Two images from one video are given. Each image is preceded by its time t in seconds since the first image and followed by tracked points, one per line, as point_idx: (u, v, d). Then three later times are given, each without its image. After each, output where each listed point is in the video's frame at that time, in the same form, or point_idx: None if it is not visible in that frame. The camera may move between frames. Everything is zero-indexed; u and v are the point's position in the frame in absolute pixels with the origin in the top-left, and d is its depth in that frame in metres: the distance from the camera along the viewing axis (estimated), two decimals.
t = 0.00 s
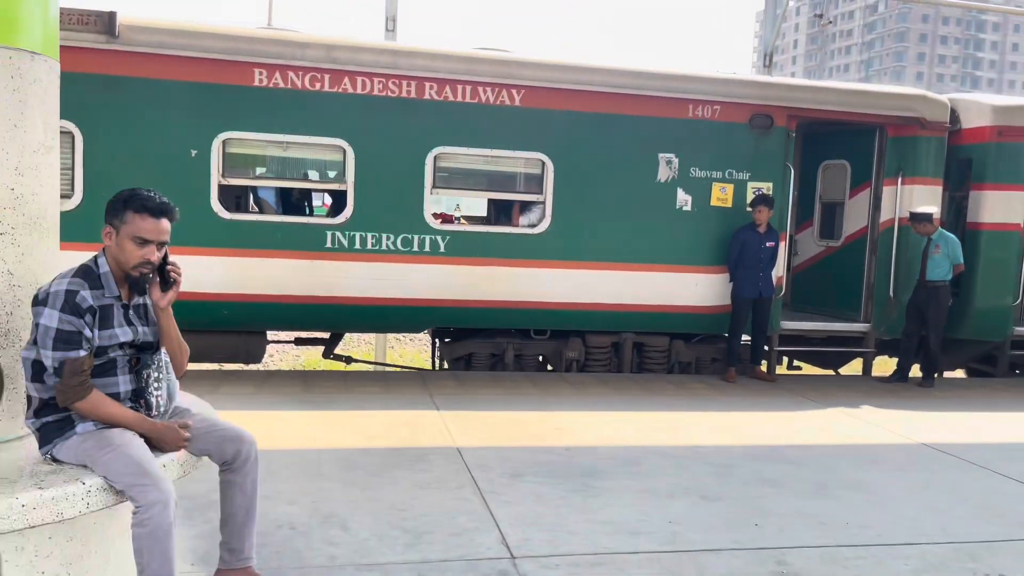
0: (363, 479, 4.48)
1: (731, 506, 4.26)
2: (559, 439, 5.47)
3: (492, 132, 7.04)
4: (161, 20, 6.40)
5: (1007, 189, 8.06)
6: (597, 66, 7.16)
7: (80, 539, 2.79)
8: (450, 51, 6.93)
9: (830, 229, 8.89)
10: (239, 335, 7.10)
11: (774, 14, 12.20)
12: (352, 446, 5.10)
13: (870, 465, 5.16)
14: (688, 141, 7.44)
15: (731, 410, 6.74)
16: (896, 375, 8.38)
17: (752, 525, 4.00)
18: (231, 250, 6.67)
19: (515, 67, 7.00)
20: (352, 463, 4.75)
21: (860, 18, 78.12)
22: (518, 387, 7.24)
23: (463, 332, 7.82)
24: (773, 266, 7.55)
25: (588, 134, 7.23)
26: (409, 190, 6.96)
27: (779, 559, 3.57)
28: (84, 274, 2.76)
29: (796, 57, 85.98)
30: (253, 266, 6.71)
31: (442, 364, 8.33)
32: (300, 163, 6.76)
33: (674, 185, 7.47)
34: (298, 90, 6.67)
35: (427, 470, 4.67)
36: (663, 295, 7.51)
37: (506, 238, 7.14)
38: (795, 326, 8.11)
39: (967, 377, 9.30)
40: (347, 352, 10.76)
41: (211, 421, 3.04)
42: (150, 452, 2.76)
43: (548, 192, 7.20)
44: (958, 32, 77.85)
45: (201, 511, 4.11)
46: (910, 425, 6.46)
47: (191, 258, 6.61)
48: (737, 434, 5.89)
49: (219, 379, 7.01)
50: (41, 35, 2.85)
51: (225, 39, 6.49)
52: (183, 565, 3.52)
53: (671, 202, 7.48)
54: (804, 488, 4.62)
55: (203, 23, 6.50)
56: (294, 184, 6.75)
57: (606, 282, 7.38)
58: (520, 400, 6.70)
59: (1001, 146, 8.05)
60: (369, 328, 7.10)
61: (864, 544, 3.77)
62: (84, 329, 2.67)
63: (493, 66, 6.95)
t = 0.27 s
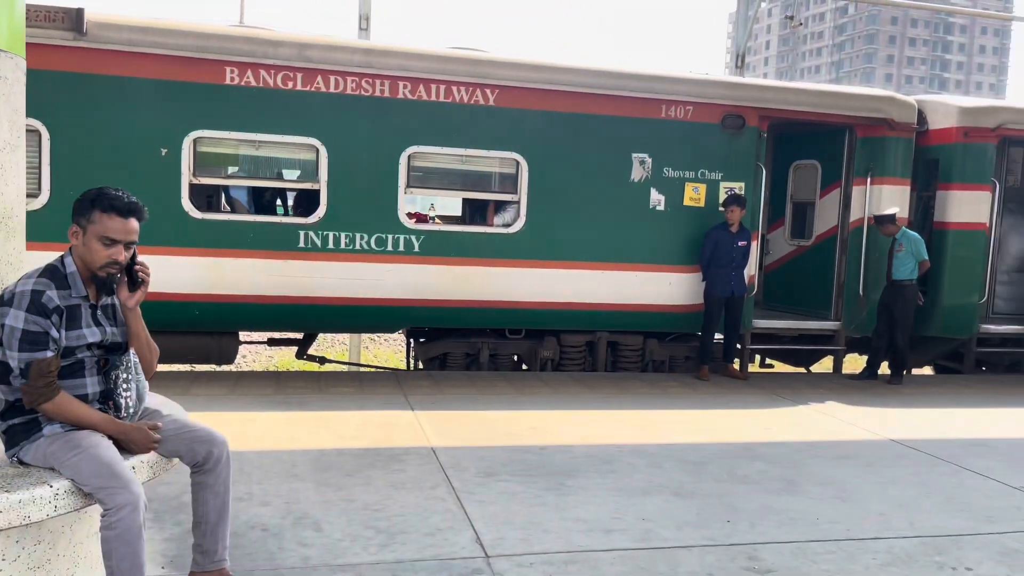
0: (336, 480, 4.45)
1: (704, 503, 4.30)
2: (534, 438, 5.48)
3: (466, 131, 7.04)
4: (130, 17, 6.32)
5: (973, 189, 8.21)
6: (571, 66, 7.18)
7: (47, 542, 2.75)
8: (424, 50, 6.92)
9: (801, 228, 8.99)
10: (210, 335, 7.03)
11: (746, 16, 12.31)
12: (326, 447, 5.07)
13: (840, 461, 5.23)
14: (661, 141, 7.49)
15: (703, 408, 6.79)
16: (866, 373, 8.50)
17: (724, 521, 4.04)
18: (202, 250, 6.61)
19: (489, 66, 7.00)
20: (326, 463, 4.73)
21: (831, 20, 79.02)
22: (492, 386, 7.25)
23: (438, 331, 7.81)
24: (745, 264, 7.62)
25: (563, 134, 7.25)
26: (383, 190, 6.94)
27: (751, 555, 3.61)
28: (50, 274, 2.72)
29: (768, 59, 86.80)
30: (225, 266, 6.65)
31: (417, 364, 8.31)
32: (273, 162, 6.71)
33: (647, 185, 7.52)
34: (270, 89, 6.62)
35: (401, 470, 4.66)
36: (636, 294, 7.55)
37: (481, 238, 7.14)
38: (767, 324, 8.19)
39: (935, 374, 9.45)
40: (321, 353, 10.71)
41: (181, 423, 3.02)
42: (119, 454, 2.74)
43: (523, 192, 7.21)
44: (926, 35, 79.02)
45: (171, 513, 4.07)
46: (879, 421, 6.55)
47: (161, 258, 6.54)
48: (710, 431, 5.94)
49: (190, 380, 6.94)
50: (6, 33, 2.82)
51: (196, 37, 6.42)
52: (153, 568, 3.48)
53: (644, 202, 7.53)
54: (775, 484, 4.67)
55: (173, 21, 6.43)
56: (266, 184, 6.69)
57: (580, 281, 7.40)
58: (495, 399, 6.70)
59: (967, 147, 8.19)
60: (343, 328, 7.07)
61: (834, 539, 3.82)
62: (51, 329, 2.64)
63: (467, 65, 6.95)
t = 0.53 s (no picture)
0: (308, 481, 4.43)
1: (675, 500, 4.33)
2: (507, 437, 5.49)
3: (439, 130, 7.03)
4: (97, 13, 6.24)
5: (938, 189, 8.34)
6: (543, 65, 7.19)
7: (13, 545, 2.72)
8: (397, 48, 6.89)
9: (771, 227, 9.09)
10: (181, 336, 6.95)
11: (717, 17, 12.40)
12: (298, 447, 5.04)
13: (809, 457, 5.29)
14: (634, 141, 7.53)
15: (675, 405, 6.84)
16: (835, 370, 8.61)
17: (695, 518, 4.07)
18: (172, 249, 6.54)
19: (462, 65, 6.99)
20: (298, 464, 4.70)
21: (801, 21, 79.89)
22: (465, 385, 7.25)
23: (411, 331, 7.79)
24: (716, 263, 7.69)
25: (535, 133, 7.26)
26: (355, 188, 6.91)
27: (722, 550, 3.64)
28: (13, 274, 2.69)
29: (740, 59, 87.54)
30: (195, 265, 6.59)
31: (390, 363, 8.29)
32: (244, 161, 6.65)
33: (620, 184, 7.56)
34: (241, 86, 6.56)
35: (374, 470, 4.65)
36: (609, 293, 7.59)
37: (454, 237, 7.14)
38: (738, 323, 8.27)
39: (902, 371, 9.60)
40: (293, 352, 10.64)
41: (149, 424, 3.00)
42: (85, 456, 2.71)
43: (496, 191, 7.21)
44: (894, 37, 80.14)
45: (140, 515, 4.02)
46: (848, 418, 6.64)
47: (130, 257, 6.47)
48: (682, 429, 5.99)
49: (160, 381, 6.87)
50: None
51: (164, 33, 6.35)
52: (122, 571, 3.44)
53: (617, 201, 7.57)
54: (746, 481, 4.71)
55: (142, 17, 6.35)
56: (237, 182, 6.64)
57: (553, 280, 7.43)
58: (468, 398, 6.71)
59: (933, 147, 8.33)
60: (316, 328, 7.03)
61: (803, 534, 3.87)
62: (15, 330, 2.61)
63: (440, 64, 6.94)
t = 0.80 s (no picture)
0: (278, 481, 4.40)
1: (646, 496, 4.36)
2: (480, 436, 5.49)
3: (411, 128, 7.00)
4: (62, 8, 6.13)
5: (905, 188, 8.47)
6: (516, 63, 7.19)
7: None
8: (368, 46, 6.86)
9: (742, 226, 9.18)
10: (149, 335, 6.87)
11: (688, 17, 12.48)
12: (268, 447, 5.00)
13: (779, 453, 5.35)
14: (606, 140, 7.56)
15: (647, 403, 6.88)
16: (804, 367, 8.72)
17: (666, 514, 4.10)
18: (140, 248, 6.46)
19: (434, 63, 6.97)
20: (269, 464, 4.67)
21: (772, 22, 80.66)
22: (438, 384, 7.25)
23: (384, 329, 7.77)
24: (688, 262, 7.74)
25: (508, 132, 7.26)
26: (327, 186, 6.87)
27: (692, 546, 3.67)
28: None
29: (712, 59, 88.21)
30: (164, 264, 6.51)
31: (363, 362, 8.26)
32: (214, 158, 6.59)
33: (593, 183, 7.59)
34: (210, 83, 6.49)
35: (346, 469, 4.63)
36: (581, 291, 7.62)
37: (427, 235, 7.12)
38: (709, 320, 8.34)
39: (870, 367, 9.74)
40: (265, 352, 10.56)
41: (116, 424, 2.96)
42: (49, 457, 2.67)
43: (469, 189, 7.21)
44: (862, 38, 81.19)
45: (107, 517, 3.97)
46: (817, 414, 6.72)
47: (96, 256, 6.38)
48: (653, 426, 6.03)
49: (128, 382, 6.78)
50: None
51: (132, 29, 6.26)
52: (88, 573, 3.40)
53: (589, 200, 7.60)
54: (716, 477, 4.75)
55: (108, 13, 6.26)
56: (207, 180, 6.57)
57: (525, 278, 7.44)
58: (441, 397, 6.70)
59: (899, 147, 8.45)
60: (287, 326, 6.98)
61: (772, 529, 3.91)
62: None
63: (412, 62, 6.91)
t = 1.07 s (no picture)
0: (249, 480, 4.36)
1: (618, 493, 4.38)
2: (453, 433, 5.49)
3: (384, 125, 6.97)
4: (27, 2, 6.02)
5: (873, 187, 8.58)
6: (489, 61, 7.18)
7: None
8: (340, 42, 6.81)
9: (714, 224, 9.25)
10: (117, 334, 6.78)
11: (661, 16, 12.54)
12: (239, 447, 4.96)
13: (749, 449, 5.40)
14: (579, 138, 7.58)
15: (620, 400, 6.91)
16: (774, 364, 8.81)
17: (639, 510, 4.12)
18: (108, 245, 6.37)
19: (406, 60, 6.94)
20: (239, 464, 4.63)
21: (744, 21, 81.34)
22: (411, 382, 7.23)
23: (356, 328, 7.74)
24: (660, 259, 7.78)
25: (481, 130, 7.25)
26: (298, 184, 6.82)
27: (663, 542, 3.69)
28: None
29: (684, 58, 88.78)
30: (132, 262, 6.43)
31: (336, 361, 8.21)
32: (183, 155, 6.51)
33: (565, 181, 7.61)
34: (179, 79, 6.41)
35: (317, 468, 4.60)
36: (554, 288, 7.64)
37: (399, 233, 7.10)
38: (681, 317, 8.39)
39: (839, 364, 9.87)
40: (235, 350, 10.48)
41: (81, 424, 2.93)
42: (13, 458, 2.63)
43: (441, 186, 7.19)
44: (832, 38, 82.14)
45: (73, 519, 3.91)
46: (787, 411, 6.80)
47: (62, 254, 6.28)
48: (626, 423, 6.06)
49: (95, 381, 6.68)
50: None
51: (98, 23, 6.17)
52: None
53: (562, 198, 7.61)
54: (688, 473, 4.79)
55: (74, 7, 6.16)
56: (176, 177, 6.49)
57: (498, 276, 7.44)
58: (414, 395, 6.68)
59: (867, 147, 8.56)
60: (258, 325, 6.93)
61: (742, 524, 3.95)
62: None
63: (384, 59, 6.88)
